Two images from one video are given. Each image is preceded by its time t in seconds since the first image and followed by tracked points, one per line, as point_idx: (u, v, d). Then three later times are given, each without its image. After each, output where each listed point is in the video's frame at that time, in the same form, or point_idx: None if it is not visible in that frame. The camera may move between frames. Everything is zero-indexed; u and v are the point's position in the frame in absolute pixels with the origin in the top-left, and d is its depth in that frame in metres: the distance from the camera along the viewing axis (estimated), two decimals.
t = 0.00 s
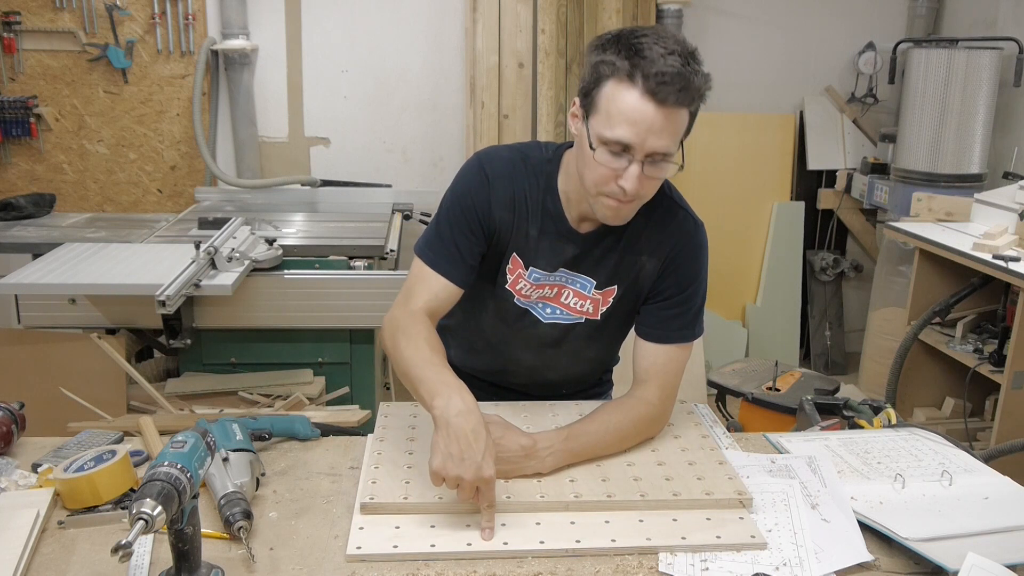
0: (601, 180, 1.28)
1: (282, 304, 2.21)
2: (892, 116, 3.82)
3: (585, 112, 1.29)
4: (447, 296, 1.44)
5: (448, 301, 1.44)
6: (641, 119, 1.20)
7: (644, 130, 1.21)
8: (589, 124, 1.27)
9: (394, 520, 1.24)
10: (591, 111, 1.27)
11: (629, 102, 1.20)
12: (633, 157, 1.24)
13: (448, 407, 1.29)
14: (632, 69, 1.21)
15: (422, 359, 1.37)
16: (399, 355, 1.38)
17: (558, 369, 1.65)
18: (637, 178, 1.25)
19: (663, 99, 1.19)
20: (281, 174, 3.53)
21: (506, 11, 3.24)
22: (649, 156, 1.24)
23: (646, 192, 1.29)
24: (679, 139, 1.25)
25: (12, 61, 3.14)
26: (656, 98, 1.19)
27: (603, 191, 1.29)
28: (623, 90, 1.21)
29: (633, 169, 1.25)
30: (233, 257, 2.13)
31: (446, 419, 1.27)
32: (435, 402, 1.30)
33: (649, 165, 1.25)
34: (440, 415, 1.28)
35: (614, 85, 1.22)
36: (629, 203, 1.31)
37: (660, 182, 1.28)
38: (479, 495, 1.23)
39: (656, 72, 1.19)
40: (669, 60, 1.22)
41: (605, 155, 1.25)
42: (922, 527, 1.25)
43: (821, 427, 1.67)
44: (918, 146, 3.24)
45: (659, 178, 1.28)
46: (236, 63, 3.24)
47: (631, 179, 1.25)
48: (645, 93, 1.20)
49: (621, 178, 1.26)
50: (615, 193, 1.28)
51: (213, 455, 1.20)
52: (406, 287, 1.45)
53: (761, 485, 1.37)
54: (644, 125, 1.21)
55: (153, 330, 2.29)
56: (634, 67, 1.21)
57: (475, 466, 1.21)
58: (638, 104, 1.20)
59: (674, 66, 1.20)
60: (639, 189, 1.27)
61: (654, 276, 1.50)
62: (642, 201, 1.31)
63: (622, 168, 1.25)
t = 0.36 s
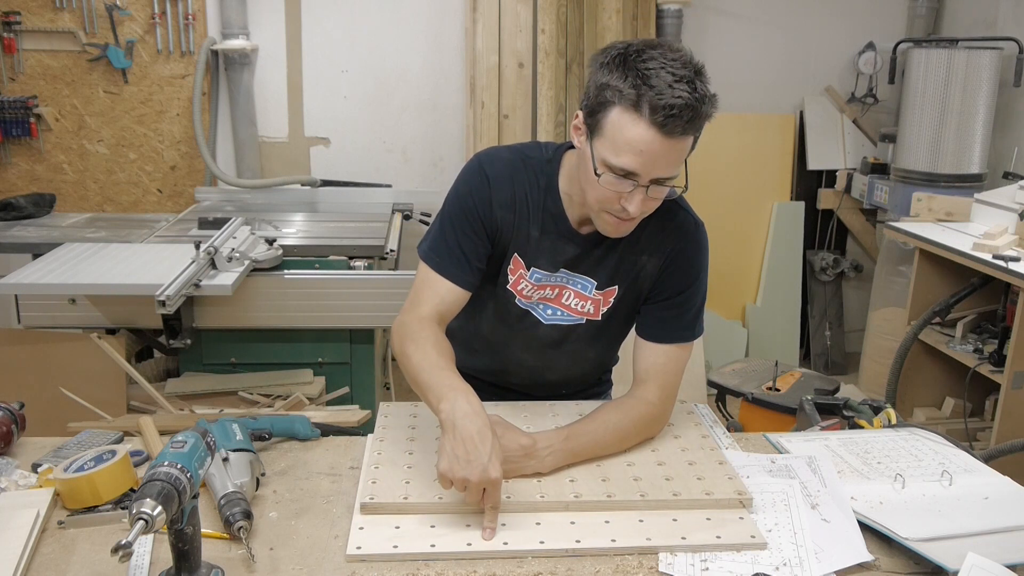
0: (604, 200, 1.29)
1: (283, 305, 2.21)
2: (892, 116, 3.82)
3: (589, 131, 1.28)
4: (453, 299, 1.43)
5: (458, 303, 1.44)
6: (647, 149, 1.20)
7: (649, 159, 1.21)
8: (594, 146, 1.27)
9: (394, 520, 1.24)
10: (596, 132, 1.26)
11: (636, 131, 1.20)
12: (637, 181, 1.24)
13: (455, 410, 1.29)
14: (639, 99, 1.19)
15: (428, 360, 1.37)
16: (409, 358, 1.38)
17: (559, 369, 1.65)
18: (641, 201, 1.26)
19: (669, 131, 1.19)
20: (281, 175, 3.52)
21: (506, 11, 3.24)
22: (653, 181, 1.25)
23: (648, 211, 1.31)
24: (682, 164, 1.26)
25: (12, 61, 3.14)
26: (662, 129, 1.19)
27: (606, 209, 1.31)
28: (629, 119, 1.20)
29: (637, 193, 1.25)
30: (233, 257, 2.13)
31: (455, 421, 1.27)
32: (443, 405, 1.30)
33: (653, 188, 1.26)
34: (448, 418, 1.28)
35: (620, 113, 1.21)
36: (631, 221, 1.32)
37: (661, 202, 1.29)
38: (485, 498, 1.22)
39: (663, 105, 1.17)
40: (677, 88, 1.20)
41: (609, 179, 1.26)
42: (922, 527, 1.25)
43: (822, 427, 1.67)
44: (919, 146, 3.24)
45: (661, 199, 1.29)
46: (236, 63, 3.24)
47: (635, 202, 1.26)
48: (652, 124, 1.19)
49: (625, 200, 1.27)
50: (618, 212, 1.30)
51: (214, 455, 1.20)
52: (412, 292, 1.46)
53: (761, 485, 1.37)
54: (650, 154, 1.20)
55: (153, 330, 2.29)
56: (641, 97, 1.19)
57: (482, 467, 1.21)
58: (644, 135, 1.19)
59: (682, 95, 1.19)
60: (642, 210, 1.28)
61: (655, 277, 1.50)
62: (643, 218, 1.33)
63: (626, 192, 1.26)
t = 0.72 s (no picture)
0: (605, 206, 1.30)
1: (282, 305, 2.21)
2: (891, 116, 3.82)
3: (588, 138, 1.28)
4: (453, 300, 1.44)
5: (456, 303, 1.45)
6: (647, 158, 1.20)
7: (649, 167, 1.21)
8: (593, 153, 1.26)
9: (395, 520, 1.24)
10: (595, 139, 1.26)
11: (636, 140, 1.20)
12: (638, 189, 1.24)
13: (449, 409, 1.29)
14: (638, 108, 1.19)
15: (427, 362, 1.37)
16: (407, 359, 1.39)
17: (559, 369, 1.65)
18: (641, 207, 1.27)
19: (668, 140, 1.19)
20: (281, 174, 3.52)
21: (506, 11, 3.23)
22: (652, 188, 1.25)
23: (647, 216, 1.31)
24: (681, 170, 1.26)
25: (12, 61, 3.14)
26: (662, 139, 1.19)
27: (606, 215, 1.31)
28: (629, 128, 1.20)
29: (637, 200, 1.26)
30: (233, 257, 2.13)
31: (448, 420, 1.28)
32: (438, 406, 1.31)
33: (653, 195, 1.26)
34: (443, 417, 1.29)
35: (619, 122, 1.21)
36: (631, 225, 1.33)
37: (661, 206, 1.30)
38: (482, 496, 1.22)
39: (663, 115, 1.17)
40: (676, 96, 1.19)
41: (609, 186, 1.26)
42: (922, 527, 1.25)
43: (822, 427, 1.67)
44: (919, 146, 3.24)
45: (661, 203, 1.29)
46: (236, 63, 3.24)
47: (635, 208, 1.27)
48: (651, 133, 1.19)
49: (625, 206, 1.28)
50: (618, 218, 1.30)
51: (213, 455, 1.20)
52: (411, 291, 1.46)
53: (761, 485, 1.37)
54: (650, 162, 1.21)
55: (153, 330, 2.29)
56: (640, 106, 1.19)
57: (476, 466, 1.21)
58: (644, 145, 1.19)
59: (681, 103, 1.19)
60: (641, 216, 1.29)
61: (655, 276, 1.50)
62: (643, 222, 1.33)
63: (626, 199, 1.26)
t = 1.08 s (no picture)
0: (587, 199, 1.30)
1: (282, 305, 2.21)
2: (891, 116, 3.82)
3: (582, 130, 1.29)
4: (447, 299, 1.44)
5: (451, 302, 1.45)
6: (630, 156, 1.20)
7: (630, 166, 1.21)
8: (583, 145, 1.27)
9: (395, 520, 1.24)
10: (587, 132, 1.27)
11: (620, 136, 1.20)
12: (618, 187, 1.24)
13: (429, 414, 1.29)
14: (629, 105, 1.20)
15: (420, 367, 1.37)
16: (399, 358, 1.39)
17: (559, 369, 1.65)
18: (619, 206, 1.26)
19: (652, 142, 1.19)
20: (281, 174, 3.52)
21: (506, 11, 3.23)
22: (633, 189, 1.25)
23: (628, 218, 1.31)
24: (666, 177, 1.25)
25: (12, 61, 3.14)
26: (647, 140, 1.19)
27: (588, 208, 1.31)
28: (617, 124, 1.20)
29: (616, 198, 1.25)
30: (233, 257, 2.13)
31: (430, 427, 1.28)
32: (421, 411, 1.31)
33: (633, 196, 1.26)
34: (426, 422, 1.29)
35: (610, 116, 1.21)
36: (611, 224, 1.32)
37: (642, 211, 1.29)
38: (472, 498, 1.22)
39: (650, 116, 1.17)
40: (669, 101, 1.19)
41: (593, 178, 1.26)
42: (922, 527, 1.25)
43: (822, 427, 1.67)
44: (919, 147, 3.24)
45: (642, 208, 1.29)
46: (236, 63, 3.24)
47: (612, 206, 1.26)
48: (637, 132, 1.19)
49: (604, 203, 1.27)
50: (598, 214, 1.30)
51: (214, 455, 1.20)
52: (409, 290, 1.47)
53: (761, 485, 1.37)
54: (632, 161, 1.20)
55: (153, 330, 2.29)
56: (632, 104, 1.19)
57: (460, 466, 1.21)
58: (628, 142, 1.19)
59: (672, 109, 1.19)
60: (620, 216, 1.29)
61: (654, 277, 1.51)
62: (624, 223, 1.33)
63: (606, 195, 1.26)
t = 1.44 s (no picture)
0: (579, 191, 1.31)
1: (283, 305, 2.21)
2: (891, 116, 3.82)
3: (581, 123, 1.29)
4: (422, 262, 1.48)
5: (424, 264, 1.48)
6: (619, 151, 1.20)
7: (619, 161, 1.21)
8: (579, 137, 1.28)
9: (394, 520, 1.23)
10: (584, 124, 1.28)
11: (611, 131, 1.20)
12: (607, 181, 1.25)
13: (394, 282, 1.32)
14: (622, 102, 1.20)
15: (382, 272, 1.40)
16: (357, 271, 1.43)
17: (559, 368, 1.65)
18: (608, 200, 1.27)
19: (642, 140, 1.19)
20: (282, 174, 3.53)
21: (506, 11, 3.22)
22: (623, 184, 1.25)
23: (619, 213, 1.31)
24: (658, 176, 1.25)
25: (12, 61, 3.14)
26: (636, 137, 1.19)
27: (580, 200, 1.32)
28: (610, 118, 1.21)
29: (606, 192, 1.26)
30: (233, 257, 2.13)
31: (393, 289, 1.30)
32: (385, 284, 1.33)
33: (623, 191, 1.26)
34: (388, 288, 1.31)
35: (604, 111, 1.22)
36: (602, 217, 1.33)
37: (632, 207, 1.30)
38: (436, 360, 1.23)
39: (641, 113, 1.17)
40: (663, 100, 1.19)
41: (585, 170, 1.27)
42: (922, 527, 1.25)
43: (822, 427, 1.67)
44: (919, 147, 3.24)
45: (632, 204, 1.29)
46: (236, 63, 3.24)
47: (601, 200, 1.27)
48: (627, 129, 1.19)
49: (594, 196, 1.28)
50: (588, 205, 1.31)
51: (213, 455, 1.20)
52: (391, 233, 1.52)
53: (761, 485, 1.37)
54: (621, 157, 1.21)
55: (153, 330, 2.28)
56: (625, 100, 1.20)
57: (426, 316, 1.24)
58: (618, 138, 1.20)
59: (664, 108, 1.18)
60: (609, 210, 1.29)
61: (654, 276, 1.50)
62: (615, 218, 1.33)
63: (596, 188, 1.27)
